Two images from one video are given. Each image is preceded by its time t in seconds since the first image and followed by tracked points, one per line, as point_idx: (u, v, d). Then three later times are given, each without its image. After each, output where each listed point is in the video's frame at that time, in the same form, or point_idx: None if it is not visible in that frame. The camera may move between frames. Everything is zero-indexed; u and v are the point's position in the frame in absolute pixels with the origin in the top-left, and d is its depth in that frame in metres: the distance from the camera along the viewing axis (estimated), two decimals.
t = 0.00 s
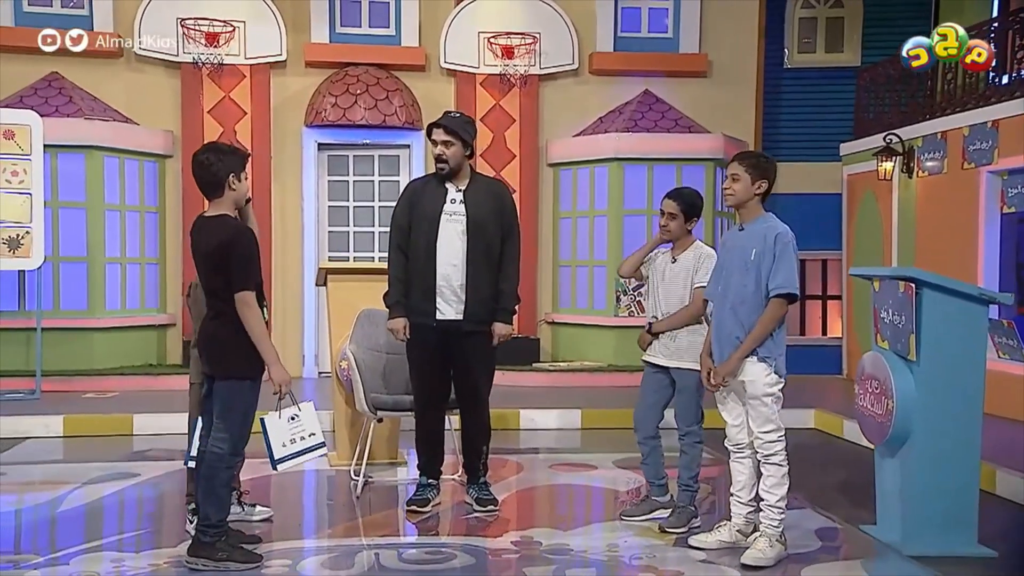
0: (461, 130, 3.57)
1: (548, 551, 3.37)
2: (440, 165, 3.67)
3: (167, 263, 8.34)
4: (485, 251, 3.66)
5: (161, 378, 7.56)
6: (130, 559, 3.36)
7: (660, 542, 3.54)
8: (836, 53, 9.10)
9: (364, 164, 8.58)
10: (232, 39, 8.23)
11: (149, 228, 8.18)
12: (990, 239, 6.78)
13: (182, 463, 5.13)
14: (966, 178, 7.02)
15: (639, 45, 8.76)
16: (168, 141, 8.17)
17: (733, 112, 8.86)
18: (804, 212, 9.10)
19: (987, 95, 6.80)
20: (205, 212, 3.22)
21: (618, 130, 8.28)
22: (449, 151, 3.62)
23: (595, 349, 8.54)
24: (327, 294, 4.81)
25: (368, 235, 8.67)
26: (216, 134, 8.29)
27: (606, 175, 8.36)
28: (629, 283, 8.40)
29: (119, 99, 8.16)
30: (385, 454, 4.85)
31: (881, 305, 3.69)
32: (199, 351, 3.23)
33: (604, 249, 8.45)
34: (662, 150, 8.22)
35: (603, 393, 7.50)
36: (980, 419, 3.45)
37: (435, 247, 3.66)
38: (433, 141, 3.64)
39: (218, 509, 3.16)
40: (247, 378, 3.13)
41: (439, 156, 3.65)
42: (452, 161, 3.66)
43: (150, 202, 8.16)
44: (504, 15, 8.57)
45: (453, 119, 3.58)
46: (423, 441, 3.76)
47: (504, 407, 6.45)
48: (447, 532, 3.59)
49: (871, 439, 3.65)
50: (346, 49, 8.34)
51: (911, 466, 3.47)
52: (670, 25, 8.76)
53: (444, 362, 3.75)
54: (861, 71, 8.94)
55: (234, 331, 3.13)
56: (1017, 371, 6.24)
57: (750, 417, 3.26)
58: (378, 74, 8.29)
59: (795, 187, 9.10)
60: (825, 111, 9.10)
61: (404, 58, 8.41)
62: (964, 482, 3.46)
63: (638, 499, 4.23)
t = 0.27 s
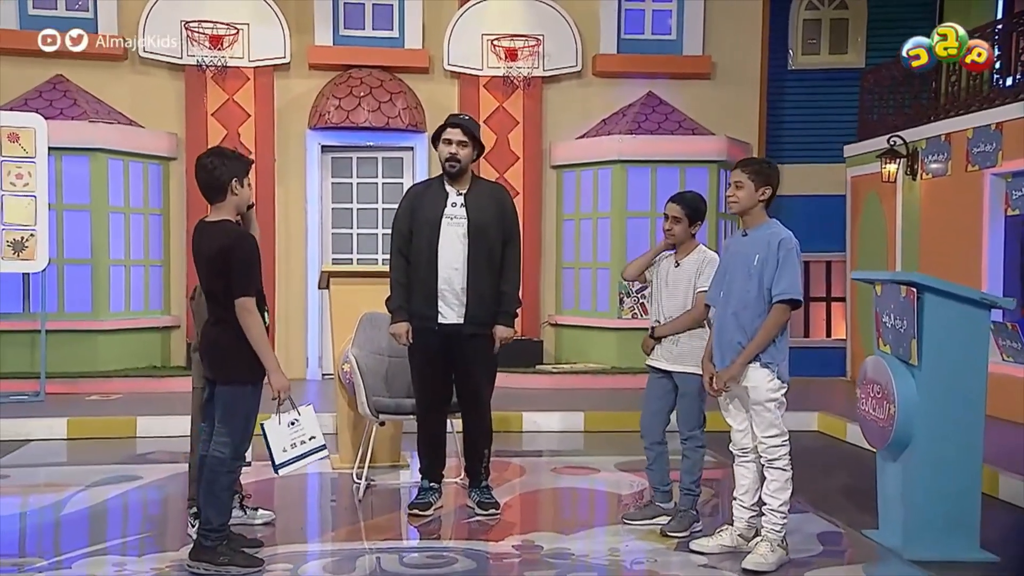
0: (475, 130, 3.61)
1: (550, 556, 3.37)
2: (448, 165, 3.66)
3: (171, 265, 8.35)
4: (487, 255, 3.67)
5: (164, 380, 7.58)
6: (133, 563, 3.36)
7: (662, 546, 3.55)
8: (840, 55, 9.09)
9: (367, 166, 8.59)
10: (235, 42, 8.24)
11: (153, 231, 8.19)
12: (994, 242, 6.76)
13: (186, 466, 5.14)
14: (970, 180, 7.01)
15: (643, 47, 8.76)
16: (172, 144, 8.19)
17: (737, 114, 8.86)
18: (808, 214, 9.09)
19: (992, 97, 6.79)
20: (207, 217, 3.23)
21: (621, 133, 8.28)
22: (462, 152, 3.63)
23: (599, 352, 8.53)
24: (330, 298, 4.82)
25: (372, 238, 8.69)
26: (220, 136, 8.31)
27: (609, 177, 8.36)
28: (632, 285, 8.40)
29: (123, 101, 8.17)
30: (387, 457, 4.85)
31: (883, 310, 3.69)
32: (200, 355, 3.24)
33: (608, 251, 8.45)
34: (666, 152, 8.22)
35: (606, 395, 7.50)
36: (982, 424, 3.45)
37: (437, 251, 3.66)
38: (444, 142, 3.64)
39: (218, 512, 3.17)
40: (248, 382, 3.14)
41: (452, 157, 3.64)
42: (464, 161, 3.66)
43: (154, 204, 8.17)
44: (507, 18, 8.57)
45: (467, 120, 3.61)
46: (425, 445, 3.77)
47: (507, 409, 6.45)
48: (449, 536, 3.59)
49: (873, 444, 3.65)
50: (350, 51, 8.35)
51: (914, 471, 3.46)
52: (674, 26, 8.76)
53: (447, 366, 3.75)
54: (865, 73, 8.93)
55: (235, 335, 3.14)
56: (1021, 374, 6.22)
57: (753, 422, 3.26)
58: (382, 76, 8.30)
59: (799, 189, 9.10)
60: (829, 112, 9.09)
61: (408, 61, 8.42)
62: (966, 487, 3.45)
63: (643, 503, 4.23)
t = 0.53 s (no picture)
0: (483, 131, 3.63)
1: (550, 560, 3.37)
2: (456, 167, 3.65)
3: (175, 267, 8.37)
4: (488, 259, 3.67)
5: (167, 383, 7.59)
6: (134, 567, 3.37)
7: (663, 551, 3.55)
8: (844, 57, 9.08)
9: (370, 169, 8.60)
10: (239, 44, 8.25)
11: (157, 233, 8.21)
12: (998, 244, 6.75)
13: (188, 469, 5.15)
14: (973, 182, 7.00)
15: (646, 50, 8.76)
16: (175, 146, 8.20)
17: (740, 116, 8.85)
18: (810, 216, 9.09)
19: (996, 99, 6.78)
20: (207, 222, 3.23)
21: (624, 135, 8.28)
22: (472, 154, 3.63)
23: (601, 355, 8.54)
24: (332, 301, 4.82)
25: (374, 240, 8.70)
26: (223, 139, 8.32)
27: (612, 179, 8.36)
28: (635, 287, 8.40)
29: (127, 104, 8.19)
30: (389, 459, 4.86)
31: (884, 314, 3.69)
32: (201, 360, 3.24)
33: (610, 253, 8.45)
34: (669, 154, 8.22)
35: (609, 398, 7.50)
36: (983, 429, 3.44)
37: (438, 255, 3.67)
38: (452, 144, 3.63)
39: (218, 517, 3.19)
40: (247, 388, 3.15)
41: (461, 159, 3.64)
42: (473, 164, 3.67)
43: (157, 207, 8.19)
44: (510, 20, 8.58)
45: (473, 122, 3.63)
46: (426, 449, 3.78)
47: (509, 412, 6.45)
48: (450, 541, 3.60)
49: (875, 449, 3.65)
50: (353, 54, 8.36)
51: (915, 476, 3.46)
52: (677, 29, 8.77)
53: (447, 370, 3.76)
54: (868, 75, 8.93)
55: (233, 341, 3.14)
56: None
57: (753, 427, 3.26)
58: (385, 79, 8.30)
59: (802, 191, 9.09)
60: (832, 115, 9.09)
61: (411, 63, 8.43)
62: (968, 492, 3.45)
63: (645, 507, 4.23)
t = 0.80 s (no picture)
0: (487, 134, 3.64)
1: (551, 564, 3.36)
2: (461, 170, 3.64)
3: (177, 269, 8.37)
4: (490, 263, 3.67)
5: (170, 385, 7.59)
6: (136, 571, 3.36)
7: (664, 555, 3.54)
8: (847, 58, 9.07)
9: (372, 170, 8.60)
10: (241, 46, 8.24)
11: (159, 235, 8.21)
12: (1001, 247, 6.73)
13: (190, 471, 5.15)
14: (977, 184, 6.97)
15: (649, 51, 8.76)
16: (178, 148, 8.20)
17: (743, 117, 8.84)
18: (813, 218, 9.07)
19: (1001, 101, 6.76)
20: (207, 227, 3.23)
21: (626, 137, 8.27)
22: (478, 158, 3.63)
23: (604, 357, 8.53)
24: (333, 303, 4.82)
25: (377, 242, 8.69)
26: (225, 141, 8.32)
27: (615, 181, 8.35)
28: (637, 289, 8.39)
29: (129, 106, 8.19)
30: (390, 462, 4.86)
31: (886, 318, 3.67)
32: (201, 365, 3.24)
33: (613, 255, 8.44)
34: (671, 156, 8.21)
35: (611, 400, 7.49)
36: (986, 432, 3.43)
37: (440, 259, 3.66)
38: (457, 148, 3.62)
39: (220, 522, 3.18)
40: (246, 393, 3.14)
41: (466, 163, 3.63)
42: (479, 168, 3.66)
43: (159, 208, 8.19)
44: (513, 22, 8.57)
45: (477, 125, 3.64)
46: (426, 452, 3.77)
47: (512, 414, 6.44)
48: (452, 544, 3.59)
49: (876, 453, 3.64)
50: (355, 55, 8.36)
51: (917, 480, 3.45)
52: (679, 30, 8.76)
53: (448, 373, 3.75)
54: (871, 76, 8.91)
55: (231, 344, 3.14)
56: None
57: (754, 431, 3.25)
58: (387, 80, 8.29)
59: (805, 193, 9.07)
60: (835, 116, 9.07)
61: (413, 65, 8.43)
62: (970, 496, 3.44)
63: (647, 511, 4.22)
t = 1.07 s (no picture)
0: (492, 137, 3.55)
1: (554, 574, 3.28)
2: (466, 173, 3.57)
3: (177, 271, 8.29)
4: (492, 267, 3.59)
5: (169, 388, 7.52)
6: None
7: (667, 563, 3.46)
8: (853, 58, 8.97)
9: (374, 171, 8.53)
10: (241, 46, 8.16)
11: (159, 237, 8.14)
12: (1010, 249, 6.64)
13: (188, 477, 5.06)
14: (985, 186, 6.88)
15: (653, 51, 8.67)
16: (177, 148, 8.13)
17: (748, 118, 8.75)
18: (819, 219, 8.98)
19: (1009, 102, 6.66)
20: (204, 231, 3.15)
21: (630, 137, 8.19)
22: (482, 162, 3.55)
23: (607, 359, 8.44)
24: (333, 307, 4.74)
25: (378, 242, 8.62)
26: (226, 142, 8.24)
27: (618, 182, 8.27)
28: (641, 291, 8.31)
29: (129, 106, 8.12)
30: (391, 467, 4.78)
31: (892, 323, 3.60)
32: (197, 371, 3.16)
33: (616, 256, 8.36)
34: (675, 157, 8.12)
35: (615, 403, 7.40)
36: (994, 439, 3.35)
37: (442, 263, 3.58)
38: (462, 152, 3.54)
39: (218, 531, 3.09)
40: (241, 399, 3.07)
41: (469, 167, 3.55)
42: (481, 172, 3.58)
43: (159, 210, 8.12)
44: (515, 21, 8.49)
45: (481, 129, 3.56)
46: (425, 458, 3.69)
47: (514, 418, 6.36)
48: (453, 551, 3.51)
49: (883, 461, 3.56)
50: (357, 55, 8.28)
51: (923, 488, 3.37)
52: (684, 29, 8.67)
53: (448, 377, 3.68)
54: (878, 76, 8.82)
55: (228, 351, 3.07)
56: None
57: (756, 437, 3.18)
58: (388, 81, 8.22)
59: (811, 193, 8.98)
60: (841, 116, 8.98)
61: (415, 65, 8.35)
62: (978, 504, 3.35)
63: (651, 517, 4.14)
